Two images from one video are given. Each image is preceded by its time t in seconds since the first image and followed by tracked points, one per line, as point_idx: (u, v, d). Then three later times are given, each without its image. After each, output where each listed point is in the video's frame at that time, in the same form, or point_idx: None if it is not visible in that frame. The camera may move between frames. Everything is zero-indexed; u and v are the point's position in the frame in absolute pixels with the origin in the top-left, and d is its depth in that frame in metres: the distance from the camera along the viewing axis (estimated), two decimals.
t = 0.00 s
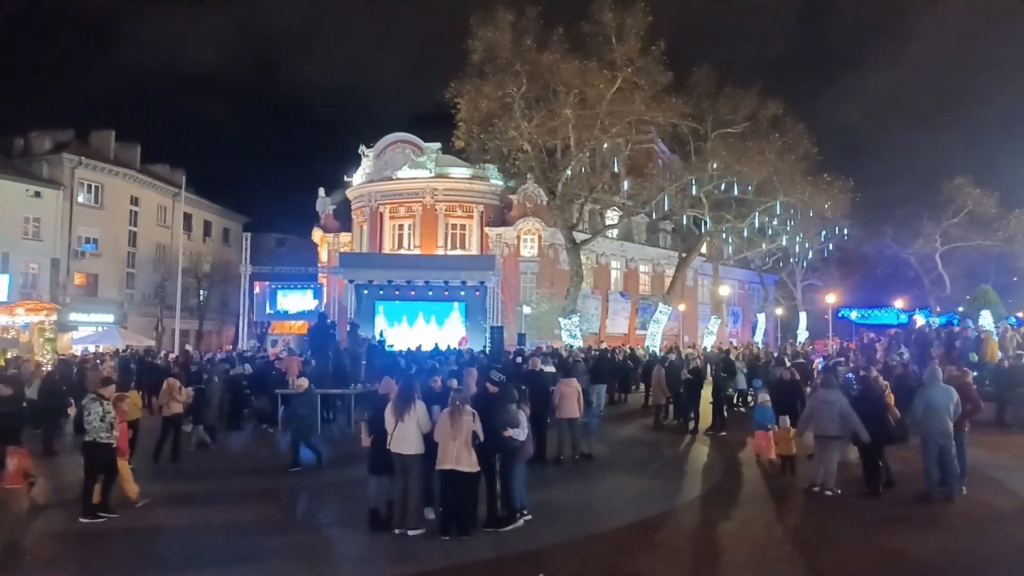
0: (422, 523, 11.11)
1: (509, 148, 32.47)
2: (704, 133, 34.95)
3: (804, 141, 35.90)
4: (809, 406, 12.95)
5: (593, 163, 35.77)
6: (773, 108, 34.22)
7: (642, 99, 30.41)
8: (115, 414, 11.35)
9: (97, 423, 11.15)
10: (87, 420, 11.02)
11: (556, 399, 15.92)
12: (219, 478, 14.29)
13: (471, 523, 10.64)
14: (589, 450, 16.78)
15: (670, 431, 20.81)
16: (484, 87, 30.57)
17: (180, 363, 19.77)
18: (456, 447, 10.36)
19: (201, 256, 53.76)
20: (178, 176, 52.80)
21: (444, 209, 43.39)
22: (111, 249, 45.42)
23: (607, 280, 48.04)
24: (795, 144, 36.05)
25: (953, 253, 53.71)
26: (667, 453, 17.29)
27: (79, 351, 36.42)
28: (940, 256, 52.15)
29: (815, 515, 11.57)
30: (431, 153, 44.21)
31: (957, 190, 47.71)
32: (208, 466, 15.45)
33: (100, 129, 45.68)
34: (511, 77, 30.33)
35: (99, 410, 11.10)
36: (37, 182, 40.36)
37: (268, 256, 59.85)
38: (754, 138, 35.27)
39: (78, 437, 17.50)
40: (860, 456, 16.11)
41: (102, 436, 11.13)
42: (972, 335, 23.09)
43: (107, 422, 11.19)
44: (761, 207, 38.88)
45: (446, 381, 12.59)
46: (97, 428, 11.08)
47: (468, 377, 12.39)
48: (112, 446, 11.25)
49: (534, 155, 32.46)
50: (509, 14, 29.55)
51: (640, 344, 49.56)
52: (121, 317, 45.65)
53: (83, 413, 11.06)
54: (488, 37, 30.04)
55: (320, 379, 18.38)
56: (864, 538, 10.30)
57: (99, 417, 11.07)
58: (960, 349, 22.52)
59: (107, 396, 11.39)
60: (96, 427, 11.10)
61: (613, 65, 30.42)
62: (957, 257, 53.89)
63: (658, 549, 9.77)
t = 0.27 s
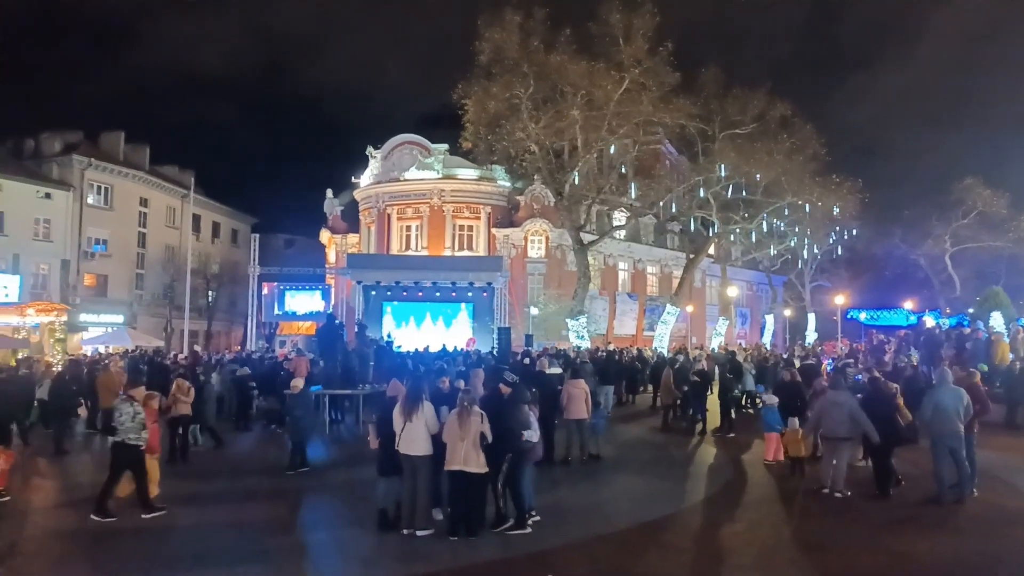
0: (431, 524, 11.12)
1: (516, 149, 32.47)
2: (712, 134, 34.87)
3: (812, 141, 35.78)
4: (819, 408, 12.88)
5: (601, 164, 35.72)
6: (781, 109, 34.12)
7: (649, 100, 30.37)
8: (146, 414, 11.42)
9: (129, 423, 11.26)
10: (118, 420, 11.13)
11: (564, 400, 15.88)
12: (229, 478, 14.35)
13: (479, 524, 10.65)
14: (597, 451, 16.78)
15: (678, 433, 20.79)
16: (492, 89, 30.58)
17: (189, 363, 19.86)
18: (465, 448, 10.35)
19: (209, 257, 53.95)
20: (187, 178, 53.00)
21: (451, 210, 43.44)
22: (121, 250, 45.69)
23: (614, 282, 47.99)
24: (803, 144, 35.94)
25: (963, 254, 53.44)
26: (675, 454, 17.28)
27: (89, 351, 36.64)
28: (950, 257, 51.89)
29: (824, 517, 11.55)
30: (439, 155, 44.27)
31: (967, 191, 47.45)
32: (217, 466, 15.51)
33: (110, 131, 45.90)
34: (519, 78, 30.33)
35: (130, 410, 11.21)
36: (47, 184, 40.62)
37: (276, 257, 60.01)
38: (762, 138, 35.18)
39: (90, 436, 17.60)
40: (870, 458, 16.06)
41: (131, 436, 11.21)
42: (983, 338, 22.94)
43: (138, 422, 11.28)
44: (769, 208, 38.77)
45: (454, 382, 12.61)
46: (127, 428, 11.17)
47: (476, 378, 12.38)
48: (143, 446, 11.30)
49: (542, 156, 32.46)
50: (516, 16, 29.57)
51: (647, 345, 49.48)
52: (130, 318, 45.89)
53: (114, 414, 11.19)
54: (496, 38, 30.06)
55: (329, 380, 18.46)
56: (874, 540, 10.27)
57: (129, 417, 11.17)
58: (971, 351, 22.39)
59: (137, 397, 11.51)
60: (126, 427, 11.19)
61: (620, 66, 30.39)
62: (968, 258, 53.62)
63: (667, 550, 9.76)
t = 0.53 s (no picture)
0: (439, 526, 11.12)
1: (523, 151, 32.48)
2: (718, 134, 34.80)
3: (820, 141, 35.65)
4: (828, 409, 12.84)
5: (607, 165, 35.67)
6: (788, 109, 34.03)
7: (656, 101, 30.32)
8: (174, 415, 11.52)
9: (157, 424, 11.28)
10: (148, 420, 11.16)
11: (572, 402, 15.79)
12: (237, 480, 14.39)
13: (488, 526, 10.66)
14: (604, 452, 16.80)
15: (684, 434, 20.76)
16: (498, 91, 30.60)
17: (197, 366, 19.93)
18: (472, 450, 10.34)
19: (217, 261, 54.12)
20: (195, 181, 53.18)
21: (458, 212, 43.47)
22: (131, 254, 45.90)
23: (621, 283, 47.93)
24: (811, 144, 35.80)
25: (973, 254, 53.16)
26: (683, 456, 17.25)
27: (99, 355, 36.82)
28: (959, 257, 51.63)
29: (833, 518, 11.51)
30: (445, 157, 44.30)
31: (976, 190, 47.17)
32: (226, 468, 15.56)
33: (118, 135, 46.11)
34: (525, 80, 30.33)
35: (159, 410, 11.28)
36: (56, 188, 40.81)
37: (283, 260, 60.15)
38: (769, 138, 35.07)
39: (99, 438, 17.68)
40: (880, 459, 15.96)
41: (162, 436, 11.21)
42: (994, 338, 22.78)
43: (167, 423, 11.33)
44: (777, 208, 38.64)
45: (461, 384, 12.60)
46: (158, 428, 11.19)
47: (483, 381, 12.37)
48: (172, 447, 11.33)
49: (548, 158, 32.46)
50: (522, 17, 29.57)
51: (655, 346, 49.40)
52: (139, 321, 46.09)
53: (144, 415, 11.22)
54: (502, 40, 30.06)
55: (338, 381, 18.56)
56: (883, 542, 10.23)
57: (160, 417, 11.23)
58: (981, 352, 22.22)
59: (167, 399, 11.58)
60: (156, 427, 11.22)
61: (627, 67, 30.36)
62: (978, 257, 53.35)
63: (676, 552, 9.74)
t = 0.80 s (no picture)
0: (448, 523, 11.16)
1: (530, 149, 32.48)
2: (726, 132, 34.74)
3: (829, 137, 35.52)
4: (837, 406, 12.80)
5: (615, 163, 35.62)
6: (796, 106, 33.93)
7: (664, 98, 30.29)
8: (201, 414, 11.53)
9: (186, 423, 11.30)
10: (176, 419, 11.19)
11: (580, 400, 15.84)
12: (247, 479, 14.45)
13: (498, 523, 10.68)
14: (613, 450, 16.78)
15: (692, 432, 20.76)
16: (505, 89, 30.58)
17: (207, 365, 20.01)
18: (479, 447, 10.36)
19: (226, 260, 54.31)
20: (204, 181, 53.36)
21: (465, 210, 43.52)
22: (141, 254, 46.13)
23: (629, 281, 47.91)
24: (819, 141, 35.67)
25: (984, 250, 52.90)
26: (692, 453, 17.24)
27: (109, 354, 36.99)
28: (969, 253, 51.37)
29: (843, 516, 11.49)
30: (453, 155, 44.34)
31: (987, 186, 46.90)
32: (236, 466, 15.63)
33: (128, 135, 46.30)
34: (532, 78, 30.32)
35: (188, 410, 11.30)
36: (67, 188, 41.02)
37: (292, 259, 60.31)
38: (777, 136, 34.97)
39: (111, 437, 17.76)
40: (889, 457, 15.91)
41: (191, 434, 11.23)
42: (1005, 334, 22.67)
43: (195, 422, 11.34)
44: (785, 205, 38.53)
45: (469, 382, 12.61)
46: (187, 427, 11.23)
47: (491, 378, 12.38)
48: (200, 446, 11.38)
49: (556, 156, 32.46)
50: (529, 16, 29.56)
51: (663, 344, 49.35)
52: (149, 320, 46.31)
53: (172, 414, 11.23)
54: (509, 39, 30.05)
55: (346, 380, 18.61)
56: (894, 540, 10.20)
57: (188, 416, 11.25)
58: (992, 348, 22.06)
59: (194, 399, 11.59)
60: (185, 425, 11.24)
61: (634, 65, 30.32)
62: (988, 254, 53.09)
63: (686, 551, 9.72)
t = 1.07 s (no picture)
0: (452, 524, 11.15)
1: (533, 150, 32.49)
2: (729, 133, 34.71)
3: (832, 138, 35.42)
4: (842, 407, 12.75)
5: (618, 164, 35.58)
6: (800, 106, 33.87)
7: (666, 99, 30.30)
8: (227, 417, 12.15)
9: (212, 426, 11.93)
10: (203, 423, 11.78)
11: (584, 401, 15.82)
12: (251, 481, 14.46)
13: (501, 525, 10.67)
14: (617, 452, 16.75)
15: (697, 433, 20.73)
16: (508, 90, 30.57)
17: (211, 366, 20.02)
18: (481, 449, 10.34)
19: (229, 261, 54.37)
20: (207, 182, 53.43)
21: (468, 211, 43.52)
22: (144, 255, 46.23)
23: (632, 282, 47.86)
24: (823, 141, 35.58)
25: (988, 251, 52.76)
26: (696, 455, 17.21)
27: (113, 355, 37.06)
28: (974, 254, 51.22)
29: (848, 517, 11.47)
30: (455, 156, 44.34)
31: (991, 186, 46.75)
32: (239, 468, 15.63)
33: (131, 137, 46.38)
34: (535, 79, 30.32)
35: (214, 414, 11.88)
36: (70, 190, 41.10)
37: (295, 260, 60.35)
38: (781, 136, 34.91)
39: (115, 439, 17.78)
40: (894, 459, 15.85)
41: (218, 438, 11.88)
42: (1010, 336, 22.57)
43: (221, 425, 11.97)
44: (789, 206, 38.45)
45: (473, 383, 12.58)
46: (214, 431, 11.84)
47: (495, 380, 12.35)
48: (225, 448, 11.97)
49: (558, 157, 32.46)
50: (531, 17, 29.55)
51: (666, 345, 49.27)
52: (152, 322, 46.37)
53: (199, 417, 11.82)
54: (512, 40, 30.04)
55: (349, 381, 18.61)
56: (899, 541, 10.18)
57: (215, 420, 11.86)
58: (998, 349, 21.92)
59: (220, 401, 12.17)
60: (211, 429, 11.86)
61: (637, 65, 30.28)
62: (993, 254, 52.94)
63: (692, 553, 9.69)
